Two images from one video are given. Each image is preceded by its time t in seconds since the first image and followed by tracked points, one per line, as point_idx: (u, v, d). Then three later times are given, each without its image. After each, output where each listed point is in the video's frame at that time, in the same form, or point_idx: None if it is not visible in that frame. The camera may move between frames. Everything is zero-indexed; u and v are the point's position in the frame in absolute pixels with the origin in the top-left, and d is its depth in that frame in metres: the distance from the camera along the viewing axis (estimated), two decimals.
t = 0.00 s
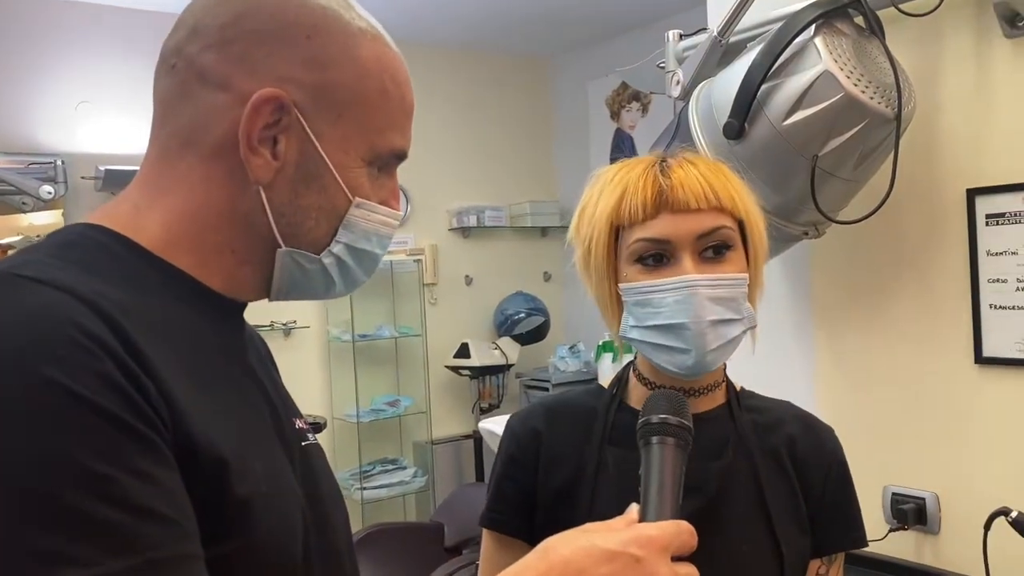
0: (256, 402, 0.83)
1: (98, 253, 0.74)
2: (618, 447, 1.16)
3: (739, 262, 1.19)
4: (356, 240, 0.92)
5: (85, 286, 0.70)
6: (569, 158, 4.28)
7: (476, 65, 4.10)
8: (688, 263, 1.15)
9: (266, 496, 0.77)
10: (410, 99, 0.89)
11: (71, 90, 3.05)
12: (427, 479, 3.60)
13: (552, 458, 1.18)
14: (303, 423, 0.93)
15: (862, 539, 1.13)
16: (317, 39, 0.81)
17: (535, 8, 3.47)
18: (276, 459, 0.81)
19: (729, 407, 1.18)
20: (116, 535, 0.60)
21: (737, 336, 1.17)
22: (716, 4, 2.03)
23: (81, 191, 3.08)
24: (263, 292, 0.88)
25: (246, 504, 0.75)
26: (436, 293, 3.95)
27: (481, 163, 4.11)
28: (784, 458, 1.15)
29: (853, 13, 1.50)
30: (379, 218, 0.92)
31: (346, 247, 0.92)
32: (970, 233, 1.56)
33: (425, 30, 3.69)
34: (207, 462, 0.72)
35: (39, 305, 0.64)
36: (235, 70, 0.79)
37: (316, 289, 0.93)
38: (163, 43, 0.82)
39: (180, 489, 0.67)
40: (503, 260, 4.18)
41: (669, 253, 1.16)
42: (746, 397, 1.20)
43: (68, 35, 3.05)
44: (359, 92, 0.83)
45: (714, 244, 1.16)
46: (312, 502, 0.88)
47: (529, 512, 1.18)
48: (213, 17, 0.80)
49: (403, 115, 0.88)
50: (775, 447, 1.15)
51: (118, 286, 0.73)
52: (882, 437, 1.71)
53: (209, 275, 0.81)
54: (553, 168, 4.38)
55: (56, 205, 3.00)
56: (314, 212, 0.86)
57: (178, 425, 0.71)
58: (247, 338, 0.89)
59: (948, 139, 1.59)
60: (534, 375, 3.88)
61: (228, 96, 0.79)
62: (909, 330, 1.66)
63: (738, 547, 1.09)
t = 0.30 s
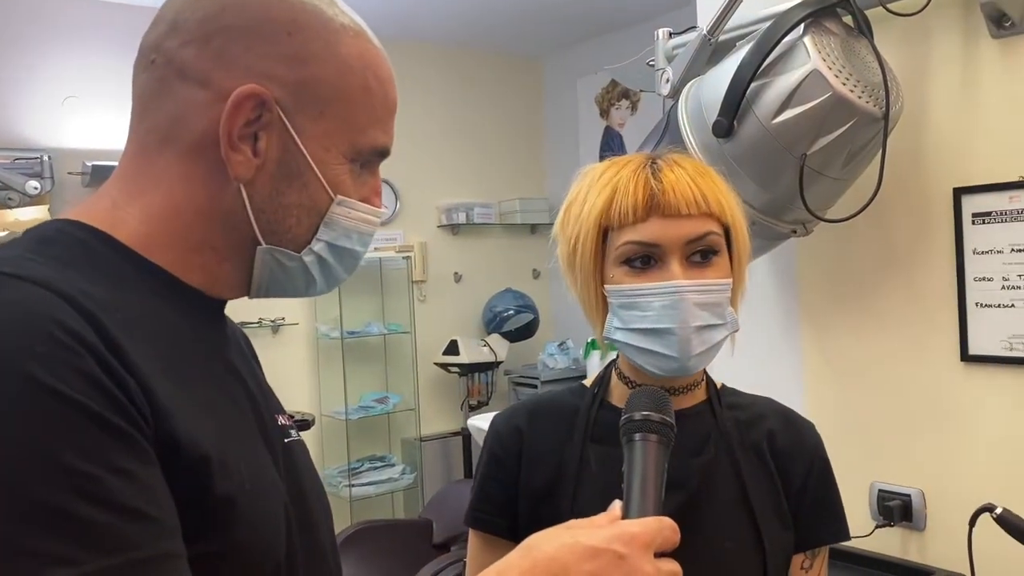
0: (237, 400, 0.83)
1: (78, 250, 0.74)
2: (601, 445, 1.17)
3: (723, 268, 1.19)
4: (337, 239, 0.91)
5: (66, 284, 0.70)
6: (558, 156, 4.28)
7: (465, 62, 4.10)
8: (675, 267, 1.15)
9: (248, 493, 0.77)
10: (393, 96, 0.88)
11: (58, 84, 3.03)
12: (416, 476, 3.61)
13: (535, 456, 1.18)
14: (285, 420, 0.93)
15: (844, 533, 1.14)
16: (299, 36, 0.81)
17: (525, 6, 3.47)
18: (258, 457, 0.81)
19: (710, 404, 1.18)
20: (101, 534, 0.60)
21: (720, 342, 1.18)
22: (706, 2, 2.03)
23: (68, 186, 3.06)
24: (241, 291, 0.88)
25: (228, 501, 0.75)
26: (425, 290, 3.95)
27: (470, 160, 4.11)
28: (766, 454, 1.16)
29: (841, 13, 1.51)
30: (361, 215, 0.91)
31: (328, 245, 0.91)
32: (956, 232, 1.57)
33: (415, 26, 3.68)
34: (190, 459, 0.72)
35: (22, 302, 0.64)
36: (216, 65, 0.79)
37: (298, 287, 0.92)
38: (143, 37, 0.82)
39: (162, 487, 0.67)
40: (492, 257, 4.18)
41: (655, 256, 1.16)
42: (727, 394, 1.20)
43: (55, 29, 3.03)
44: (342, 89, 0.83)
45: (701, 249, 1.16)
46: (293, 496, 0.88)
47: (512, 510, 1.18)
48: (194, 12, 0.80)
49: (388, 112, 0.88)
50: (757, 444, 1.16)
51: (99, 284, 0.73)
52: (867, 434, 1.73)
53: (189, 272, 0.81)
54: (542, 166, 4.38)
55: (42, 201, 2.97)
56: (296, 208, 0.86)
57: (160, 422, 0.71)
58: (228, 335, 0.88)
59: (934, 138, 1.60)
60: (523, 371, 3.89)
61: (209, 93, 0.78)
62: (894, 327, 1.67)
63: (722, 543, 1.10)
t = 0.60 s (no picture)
0: (221, 396, 0.83)
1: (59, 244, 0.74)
2: (588, 441, 1.17)
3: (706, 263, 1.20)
4: (317, 233, 0.91)
5: (49, 279, 0.70)
6: (550, 153, 4.28)
7: (457, 58, 4.09)
8: (659, 264, 1.16)
9: (234, 489, 0.78)
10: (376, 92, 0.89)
11: (47, 80, 3.01)
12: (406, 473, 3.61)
13: (521, 454, 1.18)
14: (270, 413, 0.93)
15: (831, 528, 1.15)
16: (279, 30, 0.81)
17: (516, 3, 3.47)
18: (242, 452, 0.82)
19: (697, 401, 1.19)
20: (83, 530, 0.60)
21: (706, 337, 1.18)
22: None
23: (57, 182, 3.04)
24: (216, 286, 0.88)
25: (214, 495, 0.75)
26: (416, 287, 3.95)
27: (461, 157, 4.10)
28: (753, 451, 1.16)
29: (830, 11, 1.51)
30: (342, 210, 0.91)
31: (309, 241, 0.92)
32: (943, 229, 1.58)
33: (405, 23, 3.67)
34: (172, 454, 0.72)
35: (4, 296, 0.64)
36: (194, 58, 0.79)
37: (280, 283, 0.93)
38: (122, 29, 0.82)
39: (147, 483, 0.67)
40: (483, 254, 4.18)
41: (639, 253, 1.16)
42: (715, 390, 1.21)
43: (43, 22, 3.01)
44: (321, 85, 0.83)
45: (684, 244, 1.17)
46: (279, 491, 0.88)
47: (500, 506, 1.19)
48: (173, 5, 0.80)
49: (370, 108, 0.88)
50: (743, 440, 1.16)
51: (80, 280, 0.73)
52: (855, 431, 1.74)
53: (169, 267, 0.81)
54: (533, 163, 4.38)
55: (30, 196, 2.96)
56: (275, 202, 0.86)
57: (143, 417, 0.71)
58: (211, 330, 0.89)
59: (922, 136, 1.61)
60: (513, 368, 3.89)
61: (186, 85, 0.78)
62: (881, 324, 1.68)
63: (711, 541, 1.11)
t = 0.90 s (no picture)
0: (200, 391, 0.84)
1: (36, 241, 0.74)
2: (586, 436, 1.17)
3: (613, 251, 1.16)
4: (297, 229, 0.91)
5: (23, 274, 0.70)
6: (540, 150, 4.28)
7: (447, 55, 4.09)
8: (558, 258, 1.21)
9: (213, 485, 0.78)
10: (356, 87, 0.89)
11: (35, 75, 3.00)
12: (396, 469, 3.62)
13: (518, 448, 1.19)
14: (252, 408, 0.94)
15: (824, 529, 1.18)
16: (258, 25, 0.81)
17: None
18: (221, 448, 0.82)
19: (694, 397, 1.19)
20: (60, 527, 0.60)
21: (601, 327, 1.16)
22: None
23: (45, 177, 3.01)
24: (197, 281, 0.87)
25: (192, 492, 0.76)
26: (406, 283, 3.95)
27: (451, 154, 4.10)
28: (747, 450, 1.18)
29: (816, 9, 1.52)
30: (324, 205, 0.91)
31: (289, 235, 0.91)
32: (928, 226, 1.59)
33: (396, 19, 3.66)
34: (149, 450, 0.73)
35: None
36: (173, 53, 0.79)
37: (259, 277, 0.93)
38: (100, 22, 0.82)
39: (123, 480, 0.67)
40: (473, 250, 4.18)
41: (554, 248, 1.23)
42: (711, 387, 1.21)
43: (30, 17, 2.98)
44: (300, 81, 0.83)
45: (582, 236, 1.18)
46: (259, 486, 0.89)
47: (495, 499, 1.20)
48: None
49: (351, 102, 0.88)
50: (738, 439, 1.17)
51: (57, 278, 0.73)
52: (840, 426, 1.75)
53: (148, 262, 0.81)
54: (523, 160, 4.39)
55: (18, 192, 2.93)
56: (255, 196, 0.86)
57: (120, 414, 0.71)
58: (192, 325, 0.89)
59: (907, 134, 1.62)
60: (503, 365, 3.90)
61: (165, 80, 0.78)
62: (866, 320, 1.69)
63: (706, 539, 1.11)
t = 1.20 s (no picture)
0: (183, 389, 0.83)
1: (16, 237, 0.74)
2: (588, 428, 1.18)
3: (646, 254, 1.16)
4: (284, 225, 0.91)
5: None
6: (532, 147, 4.28)
7: (438, 51, 4.08)
8: (584, 263, 1.18)
9: (195, 483, 0.78)
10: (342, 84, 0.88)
11: (23, 70, 2.98)
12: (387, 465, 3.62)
13: (518, 440, 1.19)
14: (237, 405, 0.94)
15: (815, 527, 1.18)
16: (246, 20, 0.81)
17: None
18: (203, 445, 0.82)
19: (692, 394, 1.20)
20: (38, 529, 0.60)
21: (639, 331, 1.15)
22: None
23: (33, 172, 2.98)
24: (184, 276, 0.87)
25: (173, 490, 0.76)
26: (397, 280, 3.94)
27: (443, 150, 4.10)
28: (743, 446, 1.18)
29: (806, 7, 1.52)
30: (308, 200, 0.91)
31: (276, 232, 0.91)
32: (917, 223, 1.60)
33: (388, 15, 3.65)
34: (128, 449, 0.73)
35: None
36: (161, 48, 0.78)
37: (243, 273, 0.92)
38: (83, 15, 0.81)
39: (102, 480, 0.67)
40: (464, 247, 4.18)
41: (574, 253, 1.19)
42: (707, 385, 1.22)
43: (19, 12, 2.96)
44: (287, 77, 0.83)
45: (612, 240, 1.16)
46: (244, 484, 0.89)
47: (494, 489, 1.20)
48: None
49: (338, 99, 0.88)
50: (734, 435, 1.18)
51: (33, 275, 0.73)
52: (830, 422, 1.76)
53: (132, 258, 0.81)
54: (514, 157, 4.39)
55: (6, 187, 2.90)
56: (241, 191, 0.86)
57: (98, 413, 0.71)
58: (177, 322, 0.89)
59: (896, 132, 1.63)
60: (494, 362, 3.90)
61: (151, 75, 0.78)
62: (855, 316, 1.70)
63: (702, 533, 1.11)
